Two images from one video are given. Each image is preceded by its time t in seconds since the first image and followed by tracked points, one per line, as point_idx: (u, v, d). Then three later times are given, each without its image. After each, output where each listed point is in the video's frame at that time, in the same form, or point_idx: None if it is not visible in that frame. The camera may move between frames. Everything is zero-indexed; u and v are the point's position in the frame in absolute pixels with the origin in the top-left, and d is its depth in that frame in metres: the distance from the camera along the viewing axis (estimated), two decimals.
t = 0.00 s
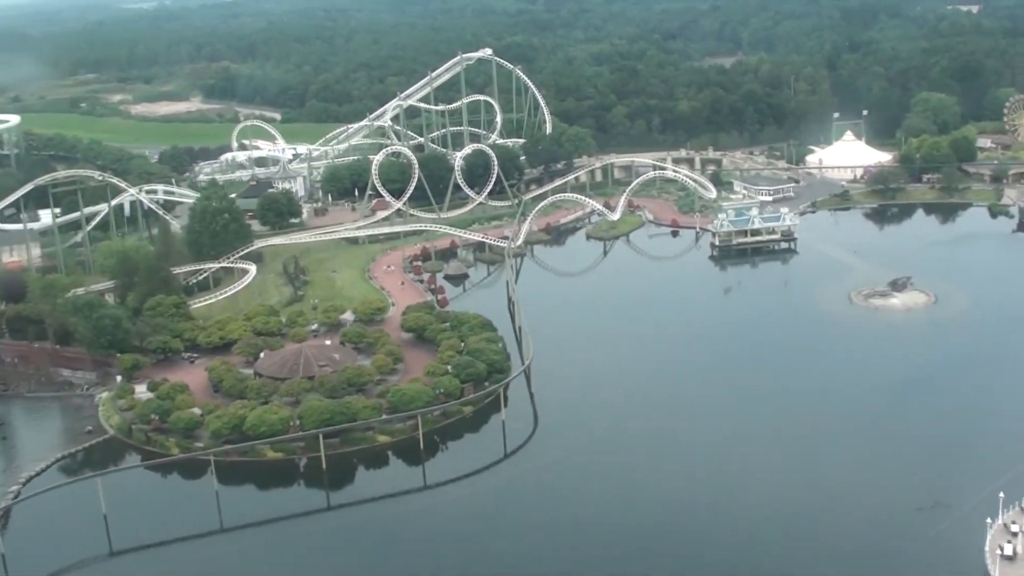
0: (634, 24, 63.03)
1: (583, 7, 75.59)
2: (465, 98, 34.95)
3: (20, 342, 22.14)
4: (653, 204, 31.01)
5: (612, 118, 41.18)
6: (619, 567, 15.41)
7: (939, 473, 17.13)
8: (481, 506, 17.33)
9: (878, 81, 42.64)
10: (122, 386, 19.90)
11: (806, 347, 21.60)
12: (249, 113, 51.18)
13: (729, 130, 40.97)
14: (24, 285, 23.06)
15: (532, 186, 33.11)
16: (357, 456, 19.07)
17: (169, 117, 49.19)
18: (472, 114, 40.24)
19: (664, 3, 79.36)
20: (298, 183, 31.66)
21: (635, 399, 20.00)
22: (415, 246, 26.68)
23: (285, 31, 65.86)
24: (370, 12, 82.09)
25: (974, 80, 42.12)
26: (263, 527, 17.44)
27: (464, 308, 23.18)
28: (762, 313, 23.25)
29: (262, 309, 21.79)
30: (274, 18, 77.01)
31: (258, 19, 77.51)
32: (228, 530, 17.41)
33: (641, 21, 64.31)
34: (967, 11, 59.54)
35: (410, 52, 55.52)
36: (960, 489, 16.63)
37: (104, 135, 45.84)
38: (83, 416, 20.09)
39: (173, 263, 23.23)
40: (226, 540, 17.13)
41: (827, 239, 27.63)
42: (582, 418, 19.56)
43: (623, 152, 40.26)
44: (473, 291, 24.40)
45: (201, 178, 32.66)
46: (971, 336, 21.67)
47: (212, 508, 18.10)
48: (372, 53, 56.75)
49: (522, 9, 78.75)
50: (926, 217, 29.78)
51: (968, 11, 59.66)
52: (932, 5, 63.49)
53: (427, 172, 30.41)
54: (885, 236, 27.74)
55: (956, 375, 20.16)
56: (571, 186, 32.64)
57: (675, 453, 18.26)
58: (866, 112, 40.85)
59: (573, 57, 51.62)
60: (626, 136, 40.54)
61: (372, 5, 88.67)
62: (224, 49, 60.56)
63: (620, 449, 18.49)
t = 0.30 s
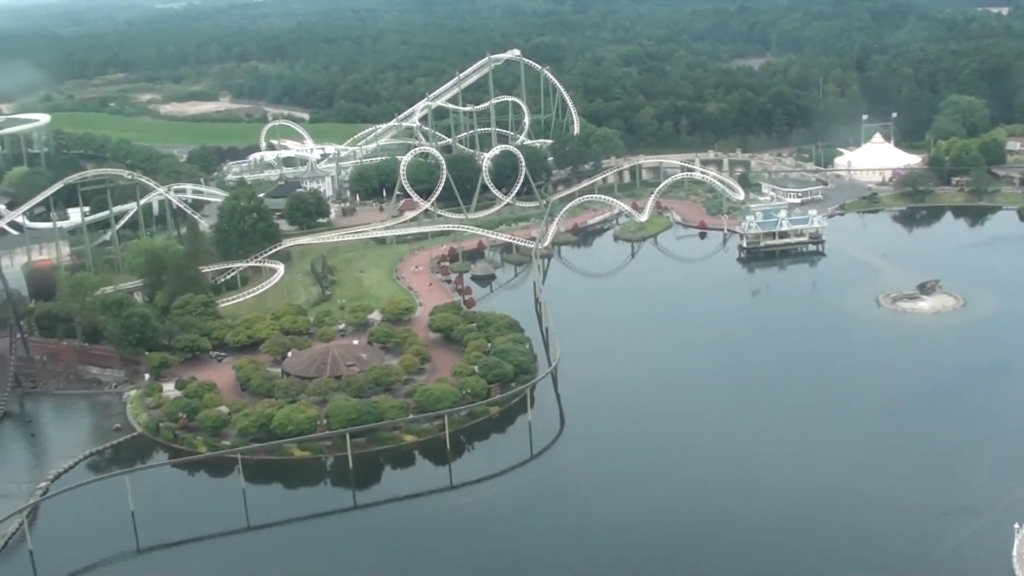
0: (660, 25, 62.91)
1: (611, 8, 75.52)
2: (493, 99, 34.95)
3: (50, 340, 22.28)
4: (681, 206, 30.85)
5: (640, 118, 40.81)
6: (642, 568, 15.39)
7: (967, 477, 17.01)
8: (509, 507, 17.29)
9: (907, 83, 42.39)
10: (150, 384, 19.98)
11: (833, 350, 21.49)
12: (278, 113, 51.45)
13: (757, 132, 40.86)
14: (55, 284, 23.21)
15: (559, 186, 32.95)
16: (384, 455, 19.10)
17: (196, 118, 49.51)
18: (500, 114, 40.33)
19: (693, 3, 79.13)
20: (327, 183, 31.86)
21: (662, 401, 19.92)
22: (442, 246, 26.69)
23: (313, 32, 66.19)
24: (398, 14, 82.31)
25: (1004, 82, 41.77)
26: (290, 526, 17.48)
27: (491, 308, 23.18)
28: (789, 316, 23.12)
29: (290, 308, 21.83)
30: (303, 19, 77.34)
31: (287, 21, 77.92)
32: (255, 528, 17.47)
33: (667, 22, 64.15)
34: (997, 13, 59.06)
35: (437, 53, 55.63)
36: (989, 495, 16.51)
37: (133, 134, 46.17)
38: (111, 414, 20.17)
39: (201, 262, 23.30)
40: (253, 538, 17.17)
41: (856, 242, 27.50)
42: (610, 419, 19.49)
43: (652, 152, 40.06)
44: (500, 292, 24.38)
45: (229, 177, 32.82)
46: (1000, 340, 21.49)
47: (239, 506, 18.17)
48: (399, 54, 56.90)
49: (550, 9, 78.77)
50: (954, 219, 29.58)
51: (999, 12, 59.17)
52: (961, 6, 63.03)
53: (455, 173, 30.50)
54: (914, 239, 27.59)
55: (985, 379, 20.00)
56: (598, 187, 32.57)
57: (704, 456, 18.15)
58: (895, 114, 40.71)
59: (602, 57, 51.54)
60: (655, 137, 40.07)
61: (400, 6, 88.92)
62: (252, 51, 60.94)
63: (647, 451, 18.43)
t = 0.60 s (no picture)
0: (690, 26, 62.66)
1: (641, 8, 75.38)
2: (524, 99, 34.98)
3: (81, 336, 22.43)
4: (711, 207, 30.64)
5: (671, 118, 40.48)
6: (666, 568, 15.37)
7: (996, 481, 16.90)
8: (535, 506, 17.28)
9: (939, 85, 42.13)
10: (180, 380, 20.09)
11: (861, 351, 21.38)
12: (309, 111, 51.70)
13: (788, 132, 40.72)
14: (87, 280, 23.37)
15: (589, 186, 32.73)
16: (412, 454, 19.13)
17: (224, 117, 49.81)
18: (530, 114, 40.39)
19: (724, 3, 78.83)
20: (356, 181, 31.98)
21: (689, 401, 19.87)
22: (471, 246, 26.71)
23: (342, 32, 66.38)
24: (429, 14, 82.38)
25: None
26: (318, 523, 17.53)
27: (520, 308, 23.17)
28: (816, 318, 23.03)
29: (319, 306, 21.90)
30: (335, 19, 77.67)
31: (318, 20, 78.17)
32: (284, 525, 17.53)
33: (697, 22, 63.88)
34: None
35: (466, 52, 55.75)
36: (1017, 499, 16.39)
37: (164, 132, 46.55)
38: (141, 410, 20.27)
39: (231, 260, 23.42)
40: (281, 536, 17.21)
41: (886, 243, 27.37)
42: (636, 419, 19.47)
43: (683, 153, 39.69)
44: (529, 291, 24.37)
45: (260, 175, 33.01)
46: None
47: (268, 503, 18.24)
48: (429, 53, 57.05)
49: (580, 9, 78.74)
50: (986, 221, 29.37)
51: None
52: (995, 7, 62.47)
53: (485, 172, 30.55)
54: (944, 240, 27.44)
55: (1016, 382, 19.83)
56: (628, 187, 32.50)
57: (730, 456, 18.10)
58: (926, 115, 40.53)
59: (633, 56, 51.52)
60: (686, 137, 39.86)
61: (432, 6, 89.01)
62: (284, 51, 61.01)
63: (673, 450, 18.40)
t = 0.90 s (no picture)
0: (719, 25, 62.42)
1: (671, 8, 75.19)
2: (553, 98, 34.95)
3: (110, 333, 22.55)
4: (740, 207, 30.56)
5: (700, 118, 40.60)
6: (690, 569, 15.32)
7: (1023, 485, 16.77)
8: (560, 507, 17.24)
9: (970, 85, 41.82)
10: (209, 378, 20.16)
11: (888, 353, 21.25)
12: (337, 110, 51.89)
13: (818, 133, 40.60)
14: (117, 277, 23.49)
15: (618, 186, 32.86)
16: (440, 453, 19.14)
17: (252, 116, 50.09)
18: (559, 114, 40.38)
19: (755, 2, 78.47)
20: (385, 181, 32.07)
21: (715, 401, 19.84)
22: (500, 245, 26.71)
23: (370, 32, 66.53)
24: (458, 14, 82.38)
25: None
26: (347, 521, 17.58)
27: (549, 308, 23.15)
28: (843, 319, 22.91)
29: (348, 305, 21.94)
30: (365, 19, 77.93)
31: (348, 20, 78.39)
32: (312, 522, 17.59)
33: (726, 22, 63.61)
34: None
35: (494, 52, 55.82)
36: None
37: (194, 131, 46.90)
38: (170, 407, 20.35)
39: (260, 258, 23.51)
40: (307, 534, 17.24)
41: (916, 245, 27.21)
42: (663, 419, 19.43)
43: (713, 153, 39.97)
44: (557, 291, 24.35)
45: (289, 174, 33.15)
46: None
47: (296, 500, 18.29)
48: (457, 52, 57.16)
49: (610, 9, 78.68)
50: (1018, 223, 29.13)
51: None
52: None
53: (513, 172, 30.57)
54: (975, 242, 27.24)
55: None
56: (657, 187, 32.41)
57: (754, 457, 18.07)
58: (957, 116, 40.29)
59: (662, 57, 51.49)
60: (715, 137, 39.89)
61: (463, 6, 89.05)
62: (313, 49, 62.07)
63: (698, 451, 18.35)
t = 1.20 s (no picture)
0: (748, 25, 62.20)
1: (701, 7, 74.94)
2: (582, 97, 34.92)
3: (139, 330, 22.66)
4: (769, 207, 30.47)
5: (729, 118, 40.57)
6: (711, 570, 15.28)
7: None
8: (586, 507, 17.20)
9: (1002, 86, 41.49)
10: (238, 375, 20.24)
11: (914, 355, 21.14)
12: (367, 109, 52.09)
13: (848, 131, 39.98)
14: (147, 275, 23.60)
15: (647, 186, 32.89)
16: (468, 451, 19.14)
17: (278, 117, 50.39)
18: (588, 113, 40.42)
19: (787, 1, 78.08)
20: (415, 179, 32.17)
21: (739, 400, 19.82)
22: (528, 245, 26.71)
23: (398, 33, 66.68)
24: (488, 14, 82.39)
25: None
26: (374, 519, 17.61)
27: (577, 307, 23.12)
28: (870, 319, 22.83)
29: (377, 303, 21.97)
30: (396, 19, 78.17)
31: (379, 21, 78.77)
32: (339, 520, 17.63)
33: (756, 21, 63.35)
34: None
35: (523, 51, 55.88)
36: None
37: (224, 130, 47.28)
38: (198, 404, 20.44)
39: (289, 256, 23.60)
40: (333, 531, 17.27)
41: (946, 246, 27.04)
42: (688, 418, 19.41)
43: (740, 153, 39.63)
44: (586, 291, 24.32)
45: (318, 172, 33.31)
46: None
47: (324, 498, 18.33)
48: (487, 51, 57.27)
49: (639, 8, 78.55)
50: None
51: None
52: None
53: (541, 171, 30.59)
54: (1006, 244, 27.04)
55: None
56: (686, 187, 32.34)
57: (776, 456, 18.06)
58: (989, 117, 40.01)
59: (692, 57, 51.43)
60: (744, 137, 39.87)
61: (492, 6, 89.06)
62: (342, 49, 62.71)
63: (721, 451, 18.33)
